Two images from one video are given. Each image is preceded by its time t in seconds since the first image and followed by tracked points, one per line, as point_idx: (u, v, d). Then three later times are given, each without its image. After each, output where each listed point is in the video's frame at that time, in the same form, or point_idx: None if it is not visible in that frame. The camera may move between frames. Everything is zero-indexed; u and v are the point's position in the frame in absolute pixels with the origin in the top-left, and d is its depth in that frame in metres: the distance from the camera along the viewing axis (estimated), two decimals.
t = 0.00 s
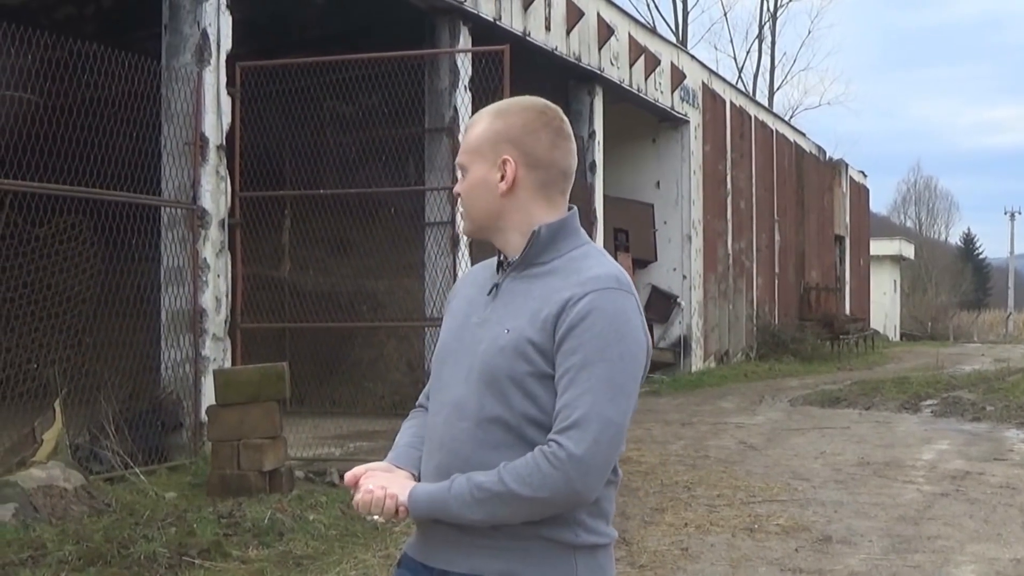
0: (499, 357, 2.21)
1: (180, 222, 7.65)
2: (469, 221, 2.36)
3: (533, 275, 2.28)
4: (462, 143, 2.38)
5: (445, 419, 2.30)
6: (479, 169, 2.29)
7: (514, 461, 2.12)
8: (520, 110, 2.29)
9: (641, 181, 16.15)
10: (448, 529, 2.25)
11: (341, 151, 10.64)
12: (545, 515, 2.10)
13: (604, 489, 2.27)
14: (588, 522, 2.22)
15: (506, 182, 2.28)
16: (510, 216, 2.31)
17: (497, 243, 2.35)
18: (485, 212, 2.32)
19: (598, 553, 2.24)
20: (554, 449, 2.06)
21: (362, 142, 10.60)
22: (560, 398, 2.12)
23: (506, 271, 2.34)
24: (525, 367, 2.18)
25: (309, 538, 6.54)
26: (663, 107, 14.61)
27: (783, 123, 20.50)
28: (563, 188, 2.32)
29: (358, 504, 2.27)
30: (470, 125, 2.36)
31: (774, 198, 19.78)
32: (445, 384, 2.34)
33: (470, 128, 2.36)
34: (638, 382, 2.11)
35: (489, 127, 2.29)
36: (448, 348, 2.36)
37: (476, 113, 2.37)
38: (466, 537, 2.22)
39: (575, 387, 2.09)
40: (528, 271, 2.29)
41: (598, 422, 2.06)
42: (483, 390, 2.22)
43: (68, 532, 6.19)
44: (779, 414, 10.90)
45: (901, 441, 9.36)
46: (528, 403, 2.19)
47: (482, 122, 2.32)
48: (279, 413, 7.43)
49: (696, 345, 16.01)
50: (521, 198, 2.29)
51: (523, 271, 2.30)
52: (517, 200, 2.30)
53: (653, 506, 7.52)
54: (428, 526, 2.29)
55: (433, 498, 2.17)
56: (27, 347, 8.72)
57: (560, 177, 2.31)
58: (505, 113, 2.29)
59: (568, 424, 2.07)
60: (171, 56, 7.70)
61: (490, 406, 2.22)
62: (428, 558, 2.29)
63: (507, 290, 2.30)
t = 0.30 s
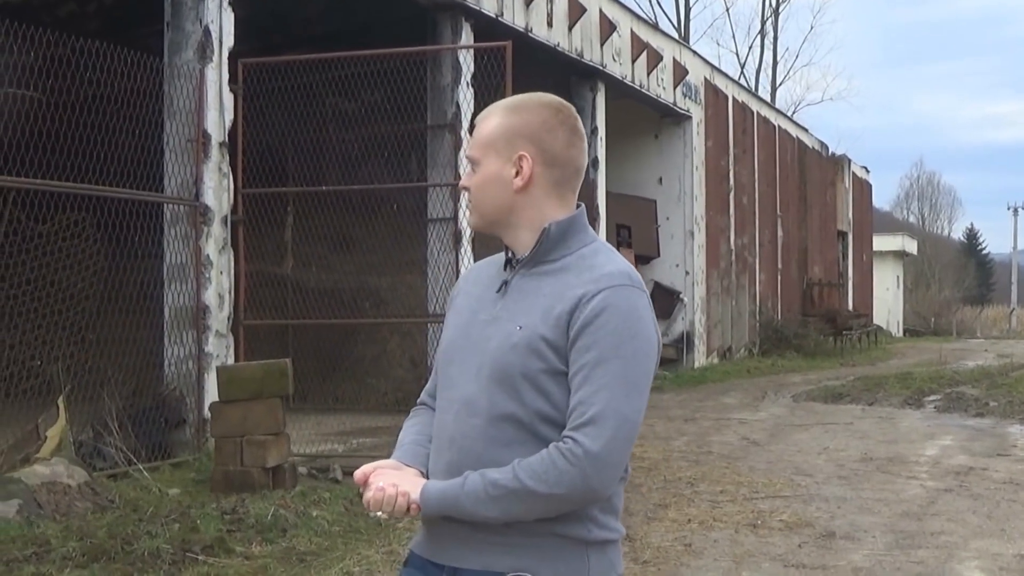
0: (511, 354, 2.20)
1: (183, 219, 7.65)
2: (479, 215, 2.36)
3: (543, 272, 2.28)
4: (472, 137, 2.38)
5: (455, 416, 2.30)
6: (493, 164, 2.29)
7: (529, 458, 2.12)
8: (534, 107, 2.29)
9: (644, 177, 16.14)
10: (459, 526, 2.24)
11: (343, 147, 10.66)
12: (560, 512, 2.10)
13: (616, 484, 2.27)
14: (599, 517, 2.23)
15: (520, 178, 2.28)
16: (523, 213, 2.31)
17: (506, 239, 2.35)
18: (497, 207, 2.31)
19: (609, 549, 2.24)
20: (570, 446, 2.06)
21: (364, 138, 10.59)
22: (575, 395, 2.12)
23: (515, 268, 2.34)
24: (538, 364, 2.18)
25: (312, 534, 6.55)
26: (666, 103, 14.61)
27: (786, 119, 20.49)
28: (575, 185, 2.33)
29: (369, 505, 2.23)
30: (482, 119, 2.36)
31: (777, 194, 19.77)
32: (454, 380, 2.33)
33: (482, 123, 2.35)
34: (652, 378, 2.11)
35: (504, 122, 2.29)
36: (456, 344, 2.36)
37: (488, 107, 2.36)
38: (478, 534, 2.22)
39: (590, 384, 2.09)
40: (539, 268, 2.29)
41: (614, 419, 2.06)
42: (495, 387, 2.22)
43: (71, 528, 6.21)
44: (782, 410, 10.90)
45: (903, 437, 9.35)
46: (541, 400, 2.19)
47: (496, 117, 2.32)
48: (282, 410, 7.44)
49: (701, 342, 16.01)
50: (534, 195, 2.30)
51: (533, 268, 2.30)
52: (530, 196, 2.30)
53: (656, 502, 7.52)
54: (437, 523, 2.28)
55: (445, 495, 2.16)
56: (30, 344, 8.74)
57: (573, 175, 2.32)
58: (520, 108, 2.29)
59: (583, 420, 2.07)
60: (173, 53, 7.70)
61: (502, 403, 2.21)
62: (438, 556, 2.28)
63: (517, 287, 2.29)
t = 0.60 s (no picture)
0: (534, 352, 2.18)
1: (187, 215, 7.61)
2: (491, 211, 2.34)
3: (560, 270, 2.27)
4: (486, 132, 2.35)
5: (472, 415, 2.26)
6: (511, 160, 2.28)
7: (556, 455, 2.10)
8: (555, 106, 2.29)
9: (647, 174, 16.14)
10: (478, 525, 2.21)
11: (348, 144, 10.63)
12: (589, 508, 2.09)
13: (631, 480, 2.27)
14: (617, 513, 2.23)
15: (539, 175, 2.28)
16: (539, 211, 2.30)
17: (517, 237, 2.34)
18: (514, 203, 2.30)
19: (626, 545, 2.24)
20: (602, 443, 2.05)
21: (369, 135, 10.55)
22: (601, 392, 2.11)
23: (528, 266, 2.32)
24: (562, 361, 2.16)
25: (317, 531, 6.56)
26: (670, 100, 14.60)
27: (790, 115, 20.47)
28: (590, 186, 2.35)
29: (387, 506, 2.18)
30: (497, 115, 2.34)
31: (781, 191, 19.75)
32: (467, 378, 2.30)
33: (497, 118, 2.34)
34: (676, 375, 2.13)
35: (524, 119, 2.28)
36: (469, 342, 2.32)
37: (503, 104, 2.35)
38: (497, 532, 2.20)
39: (621, 380, 2.08)
40: (555, 266, 2.28)
41: (644, 415, 2.07)
42: (517, 384, 2.19)
43: (77, 526, 6.23)
44: (787, 406, 10.89)
45: (909, 433, 9.34)
46: (565, 398, 2.17)
47: (514, 114, 2.31)
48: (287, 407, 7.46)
49: (705, 339, 16.00)
50: (551, 194, 2.30)
51: (549, 266, 2.28)
52: (548, 194, 2.30)
53: (662, 498, 7.52)
54: (454, 523, 2.25)
55: (471, 492, 2.12)
56: (35, 341, 8.74)
57: (589, 176, 2.33)
58: (541, 106, 2.29)
59: (614, 417, 2.06)
60: (178, 50, 7.70)
61: (524, 401, 2.18)
62: (454, 555, 2.25)
63: (534, 284, 2.28)
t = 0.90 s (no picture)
0: (574, 350, 2.20)
1: (192, 214, 7.63)
2: (506, 208, 2.34)
3: (580, 269, 2.30)
4: (501, 128, 2.37)
5: (502, 415, 2.24)
6: (535, 158, 2.30)
7: (606, 450, 2.14)
8: (574, 108, 2.35)
9: (651, 172, 16.13)
10: (518, 525, 2.19)
11: (352, 143, 10.63)
12: (640, 501, 2.15)
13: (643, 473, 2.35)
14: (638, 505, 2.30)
15: (561, 175, 2.32)
16: (556, 210, 2.34)
17: (529, 234, 2.36)
18: (534, 201, 2.32)
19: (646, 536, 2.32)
20: (657, 437, 2.11)
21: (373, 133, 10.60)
22: (644, 388, 2.17)
23: (544, 265, 2.33)
24: (603, 359, 2.20)
25: (323, 529, 6.57)
26: (674, 97, 14.59)
27: (794, 112, 20.45)
28: (599, 190, 2.41)
29: (440, 511, 2.10)
30: (514, 112, 2.36)
31: (786, 187, 19.73)
32: (490, 378, 2.27)
33: (515, 116, 2.36)
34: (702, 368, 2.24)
35: (547, 117, 2.32)
36: (492, 342, 2.29)
37: (520, 102, 2.37)
38: (540, 532, 2.18)
39: (667, 375, 2.16)
40: (576, 266, 2.31)
41: (689, 408, 2.16)
42: (555, 382, 2.20)
43: (84, 524, 6.25)
44: (792, 403, 10.89)
45: (914, 429, 9.33)
46: (605, 395, 2.21)
47: (533, 112, 2.34)
48: (293, 405, 7.45)
49: (710, 336, 15.99)
50: (570, 193, 2.34)
51: (565, 265, 2.31)
52: (566, 193, 2.34)
53: (668, 495, 7.52)
54: (493, 527, 2.20)
55: (525, 492, 2.10)
56: (40, 341, 8.75)
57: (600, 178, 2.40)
58: (562, 106, 2.34)
59: (664, 411, 2.13)
60: (183, 49, 7.70)
61: (565, 399, 2.20)
62: (490, 558, 2.21)
63: (558, 283, 2.29)
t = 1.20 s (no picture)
0: (615, 349, 2.26)
1: (204, 214, 7.63)
2: (536, 208, 2.36)
3: (604, 269, 2.36)
4: (527, 127, 2.37)
5: (541, 415, 2.26)
6: (570, 159, 2.34)
7: (652, 447, 2.24)
8: (599, 112, 2.41)
9: (662, 171, 16.12)
10: (562, 525, 2.25)
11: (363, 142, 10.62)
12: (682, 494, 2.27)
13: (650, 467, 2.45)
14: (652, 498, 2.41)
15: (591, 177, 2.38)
16: (582, 211, 2.39)
17: (554, 234, 2.38)
18: (566, 202, 2.36)
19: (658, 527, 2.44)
20: (702, 432, 2.24)
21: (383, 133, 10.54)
22: (680, 385, 2.28)
23: (565, 263, 2.36)
24: (641, 357, 2.28)
25: (334, 528, 6.58)
26: (685, 96, 14.57)
27: (806, 111, 20.40)
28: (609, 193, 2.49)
29: (507, 512, 2.11)
30: (541, 112, 2.38)
31: (798, 187, 19.70)
32: (526, 377, 2.28)
33: (544, 116, 2.37)
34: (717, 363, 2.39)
35: (580, 120, 2.36)
36: (527, 343, 2.29)
37: (544, 101, 2.39)
38: (584, 530, 2.25)
39: (700, 372, 2.28)
40: (599, 267, 2.36)
41: (719, 402, 2.30)
42: (596, 381, 2.26)
43: (96, 523, 6.29)
44: (803, 401, 10.87)
45: (926, 429, 9.31)
46: (641, 393, 2.29)
47: (564, 113, 2.37)
48: (304, 404, 7.47)
49: (722, 335, 15.98)
50: (595, 195, 2.40)
51: (586, 265, 2.36)
52: (592, 195, 2.39)
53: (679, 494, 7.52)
54: (538, 529, 2.25)
55: (585, 492, 2.16)
56: (53, 340, 8.78)
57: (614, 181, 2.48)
58: (590, 109, 2.39)
59: (703, 407, 2.26)
60: (194, 49, 7.70)
61: (606, 397, 2.26)
62: (532, 559, 2.26)
63: (587, 284, 2.34)
